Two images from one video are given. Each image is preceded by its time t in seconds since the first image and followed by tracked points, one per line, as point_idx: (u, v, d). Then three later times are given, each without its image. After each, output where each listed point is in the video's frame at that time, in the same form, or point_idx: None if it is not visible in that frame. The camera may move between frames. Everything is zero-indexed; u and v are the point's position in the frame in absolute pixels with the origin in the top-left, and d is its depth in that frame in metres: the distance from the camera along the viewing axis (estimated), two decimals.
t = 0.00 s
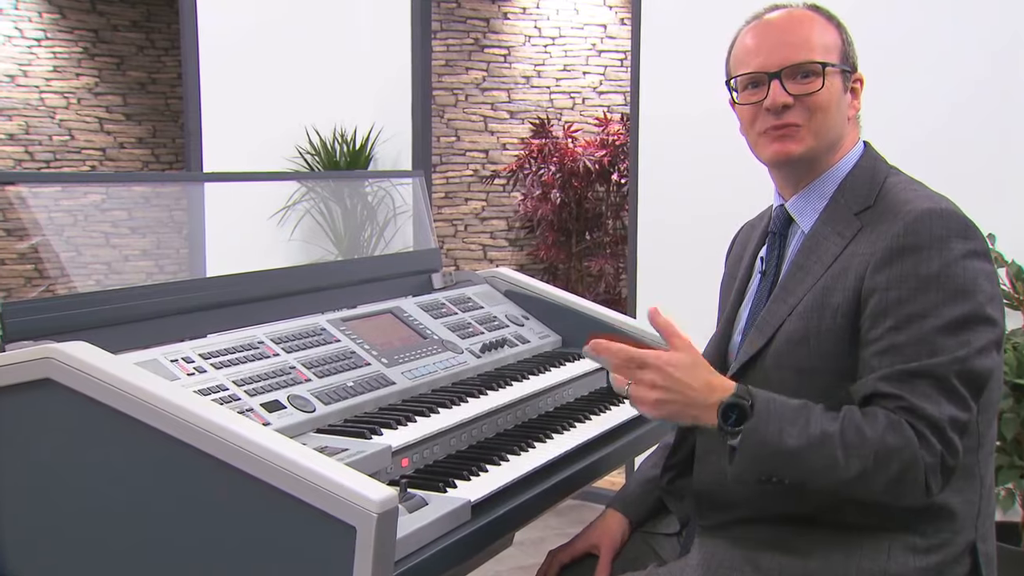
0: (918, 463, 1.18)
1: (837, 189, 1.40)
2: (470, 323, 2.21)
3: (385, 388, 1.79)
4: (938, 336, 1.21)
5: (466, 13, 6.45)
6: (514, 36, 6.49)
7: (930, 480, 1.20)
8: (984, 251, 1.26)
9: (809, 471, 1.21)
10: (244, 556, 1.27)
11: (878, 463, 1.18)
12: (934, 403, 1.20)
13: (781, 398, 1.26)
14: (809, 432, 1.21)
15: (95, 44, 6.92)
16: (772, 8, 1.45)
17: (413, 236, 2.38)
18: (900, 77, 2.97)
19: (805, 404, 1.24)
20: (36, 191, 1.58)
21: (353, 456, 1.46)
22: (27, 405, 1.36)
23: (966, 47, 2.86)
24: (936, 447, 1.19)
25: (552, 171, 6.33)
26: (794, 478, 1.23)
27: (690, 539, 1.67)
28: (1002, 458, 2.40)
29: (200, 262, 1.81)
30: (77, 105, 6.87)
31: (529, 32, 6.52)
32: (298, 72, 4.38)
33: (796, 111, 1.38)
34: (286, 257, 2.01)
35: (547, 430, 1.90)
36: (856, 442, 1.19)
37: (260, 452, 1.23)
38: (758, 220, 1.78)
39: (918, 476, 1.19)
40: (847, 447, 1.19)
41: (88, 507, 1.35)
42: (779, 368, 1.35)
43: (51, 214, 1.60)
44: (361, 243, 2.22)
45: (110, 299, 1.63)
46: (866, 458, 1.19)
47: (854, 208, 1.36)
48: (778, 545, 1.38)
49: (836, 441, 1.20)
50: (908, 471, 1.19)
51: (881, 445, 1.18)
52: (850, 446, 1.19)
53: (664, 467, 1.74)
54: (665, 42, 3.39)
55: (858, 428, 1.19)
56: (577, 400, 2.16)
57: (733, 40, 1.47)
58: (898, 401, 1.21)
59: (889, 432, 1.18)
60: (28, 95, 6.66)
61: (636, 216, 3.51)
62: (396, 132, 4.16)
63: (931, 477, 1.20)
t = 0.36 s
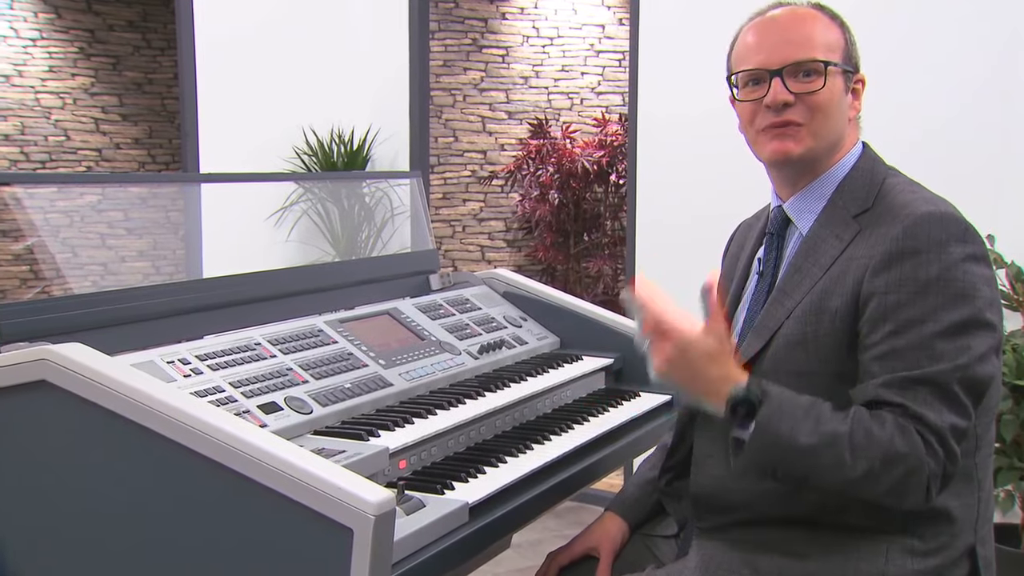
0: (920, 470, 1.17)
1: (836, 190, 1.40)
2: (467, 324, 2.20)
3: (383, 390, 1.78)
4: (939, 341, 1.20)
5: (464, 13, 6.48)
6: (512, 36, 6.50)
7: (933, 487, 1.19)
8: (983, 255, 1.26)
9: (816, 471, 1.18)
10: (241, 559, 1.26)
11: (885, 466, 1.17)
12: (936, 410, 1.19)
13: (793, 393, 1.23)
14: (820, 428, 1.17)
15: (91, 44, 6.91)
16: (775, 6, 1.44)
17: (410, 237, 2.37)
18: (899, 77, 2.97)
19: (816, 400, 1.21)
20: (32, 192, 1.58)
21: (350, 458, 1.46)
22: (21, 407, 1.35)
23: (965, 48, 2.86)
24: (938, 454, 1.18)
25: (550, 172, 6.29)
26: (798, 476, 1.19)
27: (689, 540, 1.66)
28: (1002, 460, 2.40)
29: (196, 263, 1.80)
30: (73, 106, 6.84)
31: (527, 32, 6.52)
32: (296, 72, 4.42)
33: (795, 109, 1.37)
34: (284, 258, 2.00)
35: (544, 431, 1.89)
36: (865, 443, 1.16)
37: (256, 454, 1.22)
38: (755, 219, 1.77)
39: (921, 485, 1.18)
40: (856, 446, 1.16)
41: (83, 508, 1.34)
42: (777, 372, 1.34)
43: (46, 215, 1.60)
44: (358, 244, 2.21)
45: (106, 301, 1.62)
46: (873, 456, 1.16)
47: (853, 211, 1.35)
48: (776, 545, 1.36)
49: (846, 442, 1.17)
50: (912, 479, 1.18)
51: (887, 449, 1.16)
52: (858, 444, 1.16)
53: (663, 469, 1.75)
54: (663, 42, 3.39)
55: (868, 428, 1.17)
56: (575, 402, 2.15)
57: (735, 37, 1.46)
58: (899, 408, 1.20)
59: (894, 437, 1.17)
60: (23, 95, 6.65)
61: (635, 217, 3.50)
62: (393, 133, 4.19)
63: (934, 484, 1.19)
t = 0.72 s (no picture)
0: (923, 482, 1.19)
1: (835, 193, 1.39)
2: (465, 325, 2.20)
3: (380, 392, 1.78)
4: (940, 350, 1.21)
5: (461, 13, 6.47)
6: (509, 37, 6.49)
7: (936, 497, 1.21)
8: (983, 259, 1.25)
9: (824, 517, 1.22)
10: (238, 561, 1.25)
11: (891, 492, 1.20)
12: (938, 420, 1.20)
13: (784, 443, 1.25)
14: (818, 475, 1.21)
15: (87, 44, 6.90)
16: (773, 7, 1.44)
17: (408, 238, 2.37)
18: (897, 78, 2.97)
19: (808, 447, 1.23)
20: (27, 193, 1.57)
21: (348, 459, 1.45)
22: (18, 408, 1.35)
23: (964, 49, 2.86)
24: (939, 463, 1.20)
25: (547, 173, 6.27)
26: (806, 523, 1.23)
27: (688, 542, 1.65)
28: (1002, 461, 2.40)
29: (193, 264, 1.80)
30: (69, 106, 6.84)
31: (525, 32, 6.50)
32: (294, 73, 4.40)
33: (793, 115, 1.37)
34: (280, 258, 1.99)
35: (542, 433, 1.88)
36: (866, 479, 1.19)
37: (253, 455, 1.22)
38: (751, 219, 1.77)
39: (927, 497, 1.20)
40: (858, 480, 1.20)
41: (80, 510, 1.34)
42: (776, 377, 1.34)
43: (42, 216, 1.59)
44: (356, 245, 2.21)
45: (102, 302, 1.62)
46: (876, 486, 1.19)
47: (851, 215, 1.35)
48: (774, 551, 1.35)
49: (847, 480, 1.20)
50: (918, 497, 1.20)
51: (890, 477, 1.19)
52: (858, 480, 1.20)
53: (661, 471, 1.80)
54: (660, 43, 3.39)
55: (865, 461, 1.20)
56: (573, 404, 2.14)
57: (733, 38, 1.46)
58: (902, 419, 1.20)
59: (895, 462, 1.19)
60: (18, 95, 6.66)
61: (633, 217, 3.50)
62: (392, 133, 4.18)
63: (938, 496, 1.21)
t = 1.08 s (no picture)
0: (921, 482, 1.18)
1: (832, 194, 1.39)
2: (463, 326, 2.19)
3: (378, 393, 1.77)
4: (937, 351, 1.20)
5: (459, 13, 6.47)
6: (507, 36, 6.49)
7: (935, 498, 1.20)
8: (980, 259, 1.25)
9: (824, 518, 1.21)
10: (235, 563, 1.25)
11: (890, 493, 1.19)
12: (935, 422, 1.20)
13: (782, 444, 1.25)
14: (817, 476, 1.20)
15: (83, 44, 6.88)
16: (766, 7, 1.43)
17: (406, 239, 2.37)
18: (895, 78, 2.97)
19: (807, 447, 1.23)
20: (22, 193, 1.57)
21: (345, 461, 1.44)
22: (13, 410, 1.34)
23: (962, 49, 2.86)
24: (937, 463, 1.19)
25: (546, 173, 6.21)
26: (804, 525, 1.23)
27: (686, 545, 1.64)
28: (1002, 462, 2.40)
29: (190, 265, 1.79)
30: (64, 106, 6.81)
31: (523, 32, 6.50)
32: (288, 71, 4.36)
33: (789, 116, 1.36)
34: (277, 259, 1.98)
35: (540, 435, 1.88)
36: (865, 480, 1.19)
37: (250, 456, 1.21)
38: (748, 219, 1.76)
39: (926, 498, 1.19)
40: (857, 480, 1.19)
41: (75, 512, 1.33)
42: (772, 379, 1.33)
43: (37, 216, 1.58)
44: (353, 245, 2.20)
45: (98, 302, 1.61)
46: (875, 486, 1.19)
47: (847, 216, 1.34)
48: (772, 553, 1.34)
49: (847, 480, 1.19)
50: (918, 498, 1.19)
51: (889, 477, 1.18)
52: (857, 480, 1.19)
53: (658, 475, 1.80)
54: (657, 42, 3.38)
55: (864, 462, 1.19)
56: (571, 404, 2.14)
57: (727, 39, 1.45)
58: (900, 420, 1.19)
59: (893, 463, 1.18)
60: (13, 95, 6.64)
61: (631, 218, 3.49)
62: (388, 134, 4.20)
63: (937, 496, 1.21)
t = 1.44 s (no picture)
0: (920, 473, 1.17)
1: (828, 193, 1.38)
2: (461, 327, 2.18)
3: (375, 394, 1.76)
4: (935, 346, 1.19)
5: (456, 13, 6.47)
6: (505, 36, 6.48)
7: (934, 492, 1.19)
8: (977, 256, 1.24)
9: (817, 494, 1.19)
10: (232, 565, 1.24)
11: (887, 480, 1.17)
12: (934, 416, 1.18)
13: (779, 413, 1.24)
14: (812, 446, 1.19)
15: (78, 44, 6.88)
16: (762, 6, 1.42)
17: (404, 239, 2.36)
18: (895, 79, 2.97)
19: (804, 420, 1.21)
20: (17, 194, 1.56)
21: (342, 462, 1.44)
22: (8, 412, 1.33)
23: (961, 49, 2.86)
24: (937, 455, 1.18)
25: (544, 173, 6.10)
26: (797, 501, 1.20)
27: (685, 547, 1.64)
28: (1001, 464, 2.40)
29: (186, 266, 1.78)
30: (60, 106, 6.80)
31: (521, 32, 6.48)
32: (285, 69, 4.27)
33: (784, 116, 1.36)
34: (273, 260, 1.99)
35: (538, 436, 1.87)
36: (861, 460, 1.17)
37: (246, 458, 1.20)
38: (745, 220, 1.76)
39: (925, 491, 1.18)
40: (853, 459, 1.17)
41: (70, 514, 1.32)
42: (770, 378, 1.33)
43: (32, 216, 1.58)
44: (350, 245, 2.20)
45: (92, 304, 1.60)
46: (872, 470, 1.17)
47: (844, 214, 1.34)
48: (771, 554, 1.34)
49: (844, 457, 1.18)
50: (917, 491, 1.17)
51: (886, 465, 1.17)
52: (856, 462, 1.17)
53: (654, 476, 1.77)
54: (656, 42, 3.38)
55: (861, 441, 1.18)
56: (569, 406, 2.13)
57: (723, 38, 1.45)
58: (899, 414, 1.18)
59: (892, 449, 1.17)
60: (8, 95, 6.63)
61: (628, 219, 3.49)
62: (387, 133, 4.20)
63: (936, 490, 1.19)
